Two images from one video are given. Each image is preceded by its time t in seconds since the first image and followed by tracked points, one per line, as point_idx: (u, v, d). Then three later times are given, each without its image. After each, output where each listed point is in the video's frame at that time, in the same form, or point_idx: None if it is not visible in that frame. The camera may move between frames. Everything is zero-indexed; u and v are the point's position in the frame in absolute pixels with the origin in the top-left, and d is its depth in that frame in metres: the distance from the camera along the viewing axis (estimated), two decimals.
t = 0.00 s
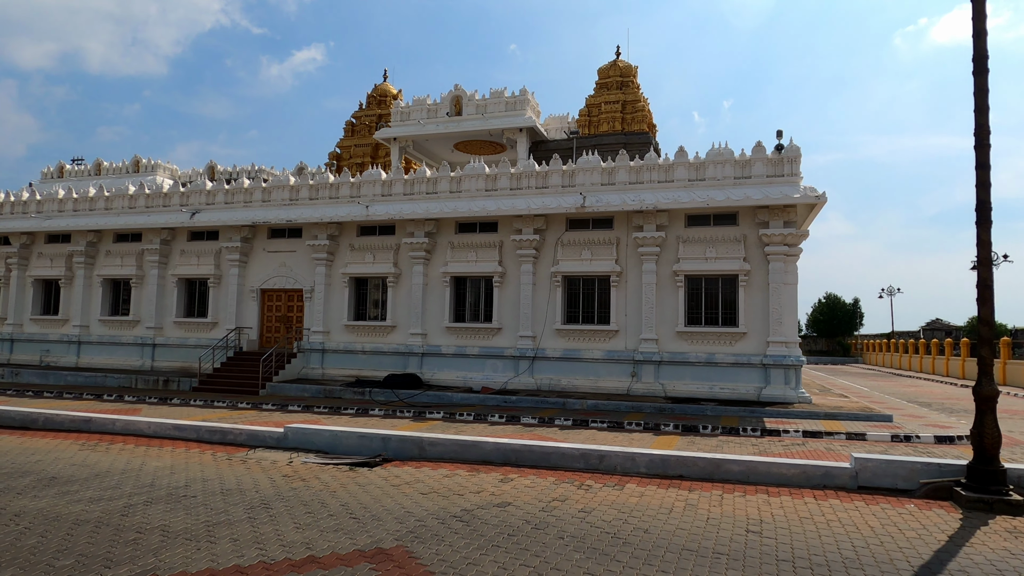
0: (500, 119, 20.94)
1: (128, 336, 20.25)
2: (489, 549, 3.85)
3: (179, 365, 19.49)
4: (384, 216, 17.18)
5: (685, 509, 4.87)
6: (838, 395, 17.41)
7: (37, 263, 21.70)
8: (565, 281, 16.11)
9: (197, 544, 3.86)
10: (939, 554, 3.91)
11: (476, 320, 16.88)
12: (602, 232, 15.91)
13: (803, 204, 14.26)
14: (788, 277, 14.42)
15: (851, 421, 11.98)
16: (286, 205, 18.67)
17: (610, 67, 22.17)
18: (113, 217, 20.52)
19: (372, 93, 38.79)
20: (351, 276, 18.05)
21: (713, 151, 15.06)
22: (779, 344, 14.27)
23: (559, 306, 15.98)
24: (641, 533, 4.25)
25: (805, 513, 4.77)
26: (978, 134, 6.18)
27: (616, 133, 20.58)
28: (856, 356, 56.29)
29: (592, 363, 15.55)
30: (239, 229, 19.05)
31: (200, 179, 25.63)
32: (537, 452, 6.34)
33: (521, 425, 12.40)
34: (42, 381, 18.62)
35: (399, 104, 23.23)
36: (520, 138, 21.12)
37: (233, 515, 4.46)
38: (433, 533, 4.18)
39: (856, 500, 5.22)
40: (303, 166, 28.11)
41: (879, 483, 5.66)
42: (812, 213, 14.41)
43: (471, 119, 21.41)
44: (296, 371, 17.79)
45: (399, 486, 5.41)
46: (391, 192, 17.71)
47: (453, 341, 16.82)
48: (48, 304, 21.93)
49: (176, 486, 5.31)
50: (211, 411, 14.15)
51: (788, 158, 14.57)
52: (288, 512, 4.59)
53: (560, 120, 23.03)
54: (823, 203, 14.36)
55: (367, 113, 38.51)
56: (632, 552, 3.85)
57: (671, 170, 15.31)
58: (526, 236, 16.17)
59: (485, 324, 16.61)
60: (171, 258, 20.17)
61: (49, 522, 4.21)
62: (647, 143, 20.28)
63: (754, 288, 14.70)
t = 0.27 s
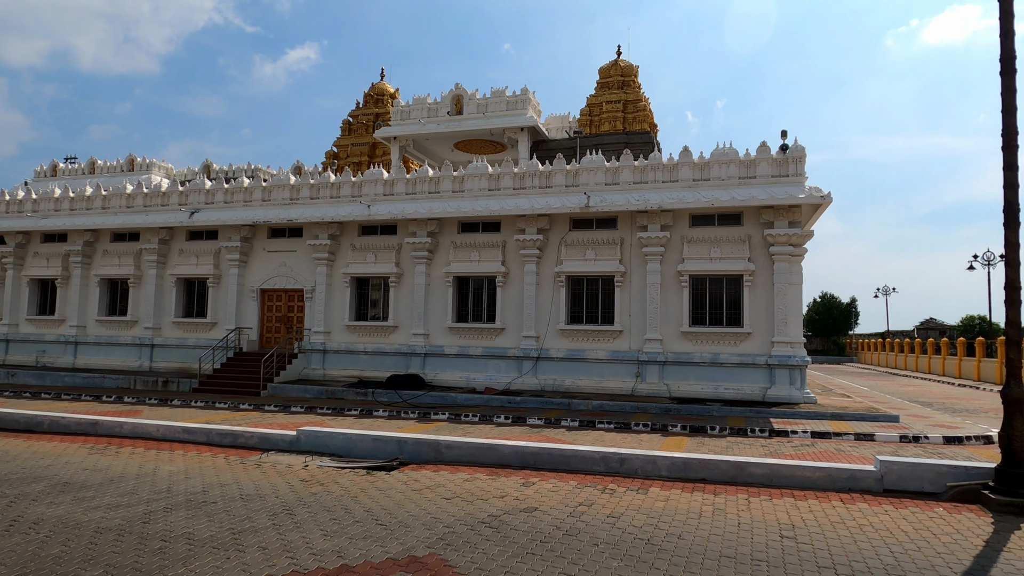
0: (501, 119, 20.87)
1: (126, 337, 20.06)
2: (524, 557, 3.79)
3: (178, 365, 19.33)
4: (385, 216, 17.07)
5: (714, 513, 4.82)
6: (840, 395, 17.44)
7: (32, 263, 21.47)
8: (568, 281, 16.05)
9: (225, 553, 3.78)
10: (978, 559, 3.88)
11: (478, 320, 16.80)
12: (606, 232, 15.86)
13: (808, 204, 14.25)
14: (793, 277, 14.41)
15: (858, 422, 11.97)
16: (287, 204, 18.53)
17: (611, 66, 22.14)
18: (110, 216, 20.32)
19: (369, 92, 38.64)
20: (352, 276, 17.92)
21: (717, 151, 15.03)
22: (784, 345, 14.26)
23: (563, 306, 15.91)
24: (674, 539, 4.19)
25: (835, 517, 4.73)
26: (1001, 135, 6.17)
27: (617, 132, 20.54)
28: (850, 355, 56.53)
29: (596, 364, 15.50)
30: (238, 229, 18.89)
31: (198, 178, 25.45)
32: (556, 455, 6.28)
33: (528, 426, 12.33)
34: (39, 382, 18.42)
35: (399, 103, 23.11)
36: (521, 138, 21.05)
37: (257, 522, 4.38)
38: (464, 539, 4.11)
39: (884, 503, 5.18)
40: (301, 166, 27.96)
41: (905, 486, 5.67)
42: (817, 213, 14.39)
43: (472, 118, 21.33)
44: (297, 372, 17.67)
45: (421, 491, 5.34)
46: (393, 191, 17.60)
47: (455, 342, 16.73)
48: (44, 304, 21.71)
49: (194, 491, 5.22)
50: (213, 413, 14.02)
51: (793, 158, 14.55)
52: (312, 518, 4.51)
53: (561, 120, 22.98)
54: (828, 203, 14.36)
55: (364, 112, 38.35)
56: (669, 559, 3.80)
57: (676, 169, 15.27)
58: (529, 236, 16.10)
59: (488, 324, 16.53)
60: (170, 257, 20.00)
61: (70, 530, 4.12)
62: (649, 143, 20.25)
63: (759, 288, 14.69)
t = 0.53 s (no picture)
0: (502, 117, 20.77)
1: (124, 336, 19.86)
2: (561, 558, 3.70)
3: (177, 364, 19.14)
4: (388, 214, 16.94)
5: (745, 513, 4.75)
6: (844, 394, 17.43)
7: (29, 261, 21.24)
8: (573, 279, 15.96)
9: (254, 556, 3.68)
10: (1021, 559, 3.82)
11: (482, 319, 16.69)
12: (611, 230, 15.79)
13: (814, 203, 14.21)
14: (799, 276, 14.38)
15: (866, 420, 11.95)
16: (288, 202, 18.38)
17: (613, 64, 22.08)
18: (108, 214, 20.12)
19: (366, 89, 38.47)
20: (354, 274, 17.78)
21: (722, 149, 15.00)
22: (790, 343, 14.22)
23: (567, 305, 15.83)
24: (710, 539, 4.11)
25: (868, 517, 4.67)
26: None
27: (619, 131, 20.48)
28: (846, 354, 56.73)
29: (601, 362, 15.43)
30: (239, 227, 18.72)
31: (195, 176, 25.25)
32: (576, 455, 6.20)
33: (535, 425, 12.24)
34: (36, 382, 18.21)
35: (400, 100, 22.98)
36: (523, 136, 20.95)
37: (282, 523, 4.28)
38: (496, 540, 4.02)
39: (913, 502, 5.13)
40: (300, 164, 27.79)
41: (932, 485, 5.62)
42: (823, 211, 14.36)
43: (473, 116, 21.22)
44: (299, 371, 17.53)
45: (443, 491, 5.24)
46: (395, 189, 17.48)
47: (459, 341, 16.63)
48: (41, 302, 21.48)
49: (212, 492, 5.11)
50: (215, 412, 13.87)
51: (798, 156, 14.52)
52: (337, 519, 4.41)
53: (562, 118, 22.91)
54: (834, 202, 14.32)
55: (362, 110, 38.19)
56: (709, 560, 3.72)
57: (681, 167, 15.21)
58: (533, 234, 16.00)
59: (492, 323, 16.43)
60: (169, 256, 19.81)
61: (91, 533, 4.01)
62: (651, 141, 20.20)
63: (765, 287, 14.64)
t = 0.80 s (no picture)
0: (505, 115, 20.65)
1: (124, 336, 19.68)
2: (603, 568, 3.61)
3: (178, 364, 18.97)
4: (392, 213, 16.80)
5: (778, 519, 4.67)
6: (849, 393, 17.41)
7: (26, 260, 21.02)
8: (579, 279, 15.87)
9: (286, 567, 3.58)
10: None
11: (486, 319, 16.59)
12: (617, 229, 15.69)
13: (822, 202, 14.15)
14: (807, 275, 14.31)
15: (876, 421, 11.91)
16: (290, 200, 18.23)
17: (616, 62, 22.00)
18: (108, 212, 19.92)
19: (365, 87, 38.27)
20: (358, 274, 17.64)
21: (730, 148, 14.93)
22: (797, 343, 14.16)
23: (573, 304, 15.73)
24: (750, 546, 4.04)
25: (904, 522, 4.60)
26: None
27: (623, 129, 20.39)
28: (843, 353, 56.87)
29: (607, 362, 15.34)
30: (240, 225, 18.55)
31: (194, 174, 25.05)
32: (599, 458, 6.12)
33: (543, 426, 12.15)
34: (35, 382, 18.01)
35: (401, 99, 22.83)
36: (526, 134, 20.83)
37: (309, 532, 4.18)
38: (532, 549, 3.93)
39: (946, 507, 5.08)
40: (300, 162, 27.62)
41: (963, 489, 5.56)
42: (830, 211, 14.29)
43: (476, 114, 21.10)
44: (301, 371, 17.39)
45: (469, 497, 5.15)
46: (399, 188, 17.35)
47: (464, 340, 16.51)
48: (39, 302, 21.26)
49: (232, 498, 5.00)
50: (219, 413, 13.73)
51: (806, 155, 14.45)
52: (366, 526, 4.32)
53: (565, 116, 22.80)
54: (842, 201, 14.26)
55: (360, 108, 38.00)
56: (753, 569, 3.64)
57: (688, 166, 15.13)
58: (539, 233, 15.89)
59: (497, 323, 16.33)
60: (169, 255, 19.63)
61: (114, 543, 3.90)
62: (655, 140, 20.12)
63: (772, 286, 14.58)
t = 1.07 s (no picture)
0: (505, 114, 20.56)
1: (119, 336, 19.43)
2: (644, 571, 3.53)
3: (174, 365, 18.75)
4: (392, 211, 16.67)
5: (810, 520, 4.62)
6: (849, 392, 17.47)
7: (19, 260, 20.72)
8: (581, 278, 15.80)
9: (319, 573, 3.48)
10: None
11: (487, 318, 16.49)
12: (619, 228, 15.64)
13: (826, 201, 14.16)
14: (810, 274, 14.32)
15: (882, 420, 11.92)
16: (288, 199, 18.05)
17: (615, 61, 21.98)
18: (102, 211, 19.66)
19: (360, 86, 38.07)
20: (357, 273, 17.49)
21: (732, 147, 14.92)
22: (801, 342, 14.16)
23: (575, 303, 15.66)
24: (788, 547, 3.98)
25: (937, 522, 4.56)
26: None
27: (623, 128, 20.35)
28: (836, 352, 57.22)
29: (610, 362, 15.29)
30: (238, 224, 18.36)
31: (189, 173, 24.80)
32: (619, 459, 6.05)
33: (548, 426, 12.08)
34: (28, 383, 17.74)
35: (399, 97, 22.68)
36: (525, 133, 20.74)
37: (337, 535, 4.08)
38: (568, 552, 3.85)
39: (975, 507, 5.05)
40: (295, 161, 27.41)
41: (989, 488, 5.53)
42: (833, 210, 14.30)
43: (475, 113, 21.00)
44: (300, 371, 17.23)
45: (493, 499, 5.07)
46: (399, 186, 17.23)
47: (464, 340, 16.41)
48: (31, 301, 20.97)
49: (251, 501, 4.89)
50: (218, 413, 13.56)
51: (809, 155, 14.46)
52: (395, 529, 4.22)
53: (564, 115, 22.73)
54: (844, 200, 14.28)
55: (355, 107, 37.80)
56: (796, 571, 3.58)
57: (691, 165, 15.10)
58: (541, 232, 15.81)
59: (499, 322, 16.23)
60: (164, 254, 19.40)
61: (138, 548, 3.78)
62: (654, 139, 20.11)
63: (775, 285, 14.57)
